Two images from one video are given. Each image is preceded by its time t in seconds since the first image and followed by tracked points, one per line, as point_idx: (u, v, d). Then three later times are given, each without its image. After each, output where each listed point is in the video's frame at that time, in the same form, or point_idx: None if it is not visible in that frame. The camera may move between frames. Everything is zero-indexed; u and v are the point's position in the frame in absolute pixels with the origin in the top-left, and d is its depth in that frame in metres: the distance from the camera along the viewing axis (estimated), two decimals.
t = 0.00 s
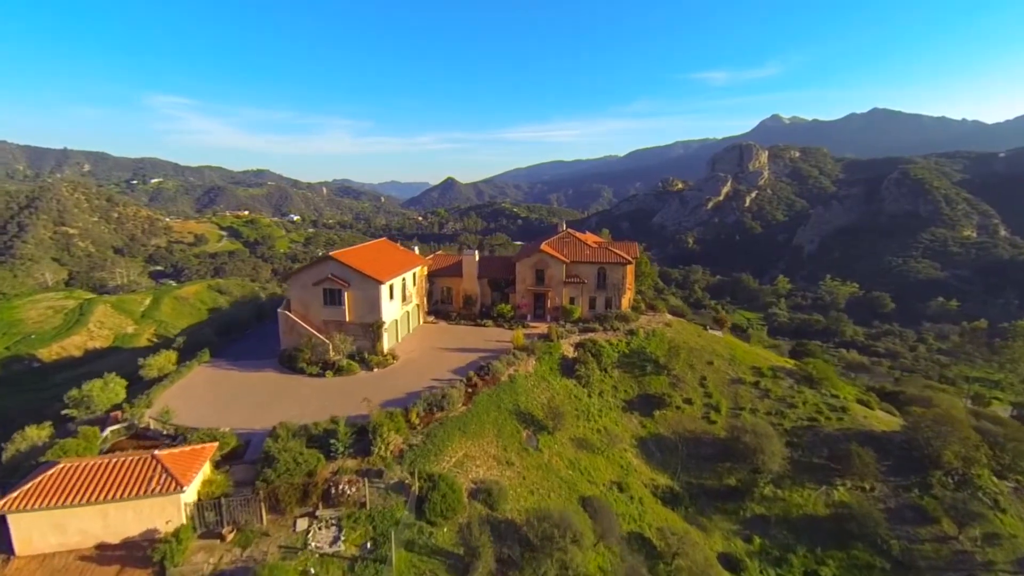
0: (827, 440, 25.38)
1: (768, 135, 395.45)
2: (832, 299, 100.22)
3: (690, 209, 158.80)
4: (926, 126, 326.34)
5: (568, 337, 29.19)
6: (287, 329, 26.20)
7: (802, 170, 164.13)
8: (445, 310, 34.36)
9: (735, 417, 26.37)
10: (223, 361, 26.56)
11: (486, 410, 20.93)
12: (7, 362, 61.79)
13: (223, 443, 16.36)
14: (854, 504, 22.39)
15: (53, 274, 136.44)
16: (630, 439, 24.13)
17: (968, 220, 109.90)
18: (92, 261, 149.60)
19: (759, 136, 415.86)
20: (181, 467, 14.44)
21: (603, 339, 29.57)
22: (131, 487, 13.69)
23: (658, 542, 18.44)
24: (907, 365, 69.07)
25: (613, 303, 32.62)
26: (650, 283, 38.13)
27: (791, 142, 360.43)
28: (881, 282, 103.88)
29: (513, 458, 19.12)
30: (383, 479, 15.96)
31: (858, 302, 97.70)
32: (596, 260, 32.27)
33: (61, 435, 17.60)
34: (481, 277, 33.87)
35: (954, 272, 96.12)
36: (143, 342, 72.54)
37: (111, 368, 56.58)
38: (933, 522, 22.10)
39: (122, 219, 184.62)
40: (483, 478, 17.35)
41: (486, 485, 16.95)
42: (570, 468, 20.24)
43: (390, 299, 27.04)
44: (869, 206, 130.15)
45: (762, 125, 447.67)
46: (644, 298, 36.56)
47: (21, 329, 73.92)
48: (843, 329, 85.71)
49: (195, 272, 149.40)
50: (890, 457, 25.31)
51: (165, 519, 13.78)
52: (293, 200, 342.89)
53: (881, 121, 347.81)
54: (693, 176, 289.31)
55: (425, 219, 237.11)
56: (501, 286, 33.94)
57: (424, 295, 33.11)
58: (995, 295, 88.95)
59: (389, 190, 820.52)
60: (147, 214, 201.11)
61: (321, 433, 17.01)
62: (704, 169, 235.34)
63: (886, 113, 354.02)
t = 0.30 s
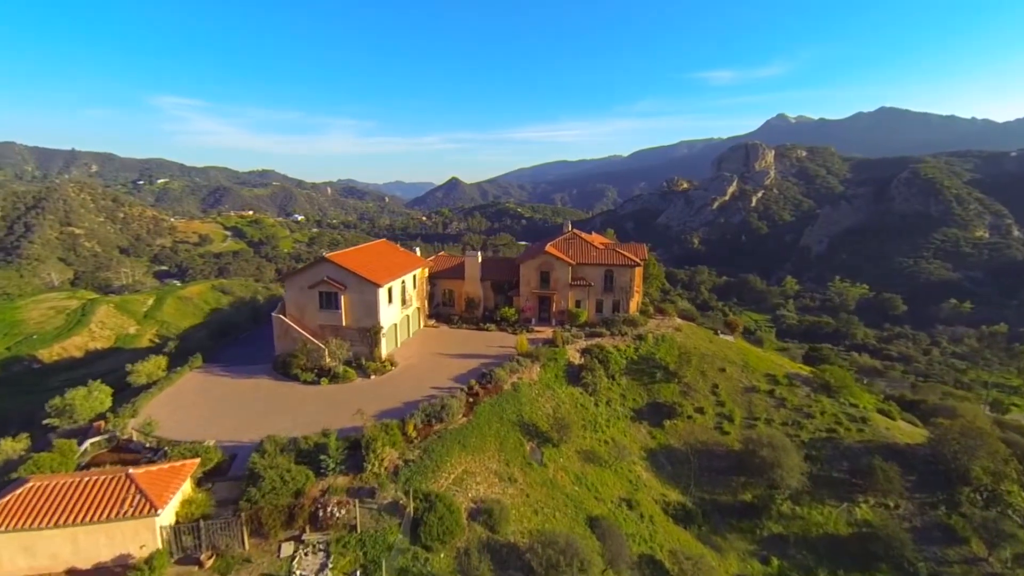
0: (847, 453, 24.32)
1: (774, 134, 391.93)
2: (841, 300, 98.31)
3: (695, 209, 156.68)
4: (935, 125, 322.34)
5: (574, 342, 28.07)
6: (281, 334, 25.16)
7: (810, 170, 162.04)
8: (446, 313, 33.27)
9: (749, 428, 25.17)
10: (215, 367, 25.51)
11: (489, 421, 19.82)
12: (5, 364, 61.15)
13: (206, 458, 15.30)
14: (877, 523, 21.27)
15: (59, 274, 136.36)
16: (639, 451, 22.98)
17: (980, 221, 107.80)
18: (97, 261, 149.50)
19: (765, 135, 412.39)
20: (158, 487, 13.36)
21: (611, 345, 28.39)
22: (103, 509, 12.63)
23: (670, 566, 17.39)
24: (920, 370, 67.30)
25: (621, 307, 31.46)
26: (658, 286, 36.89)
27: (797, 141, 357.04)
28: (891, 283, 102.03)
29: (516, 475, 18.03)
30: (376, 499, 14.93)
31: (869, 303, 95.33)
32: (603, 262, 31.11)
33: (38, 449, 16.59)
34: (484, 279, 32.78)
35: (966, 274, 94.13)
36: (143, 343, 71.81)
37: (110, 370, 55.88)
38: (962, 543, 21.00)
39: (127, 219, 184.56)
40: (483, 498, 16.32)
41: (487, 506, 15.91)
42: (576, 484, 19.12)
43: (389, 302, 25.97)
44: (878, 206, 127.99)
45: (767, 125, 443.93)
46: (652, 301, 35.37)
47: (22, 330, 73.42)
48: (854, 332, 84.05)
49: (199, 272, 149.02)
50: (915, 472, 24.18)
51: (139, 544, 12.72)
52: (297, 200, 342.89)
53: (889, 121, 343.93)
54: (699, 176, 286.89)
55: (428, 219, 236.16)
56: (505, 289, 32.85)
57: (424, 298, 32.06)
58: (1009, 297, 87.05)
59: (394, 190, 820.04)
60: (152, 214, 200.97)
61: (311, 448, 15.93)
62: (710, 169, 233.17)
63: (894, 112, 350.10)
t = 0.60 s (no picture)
0: (868, 467, 23.15)
1: (780, 134, 388.93)
2: (849, 302, 96.62)
3: (700, 210, 154.13)
4: (943, 125, 318.76)
5: (579, 348, 26.89)
6: (273, 340, 24.14)
7: (816, 170, 160.08)
8: (447, 317, 32.17)
9: (764, 440, 23.92)
10: (204, 374, 24.48)
11: (489, 434, 18.66)
12: (3, 365, 60.51)
13: (184, 478, 14.25)
14: (902, 542, 20.09)
15: (63, 273, 136.10)
16: (649, 465, 21.78)
17: (990, 222, 105.70)
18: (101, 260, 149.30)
19: (771, 135, 409.40)
20: (126, 512, 12.27)
21: (618, 351, 27.22)
22: (65, 537, 11.56)
23: None
24: (931, 374, 65.58)
25: (628, 311, 30.28)
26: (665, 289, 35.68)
27: (802, 140, 354.28)
28: (900, 285, 100.25)
29: (518, 493, 16.90)
30: (366, 524, 13.86)
31: (878, 304, 93.56)
32: (609, 264, 29.89)
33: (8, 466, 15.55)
34: (486, 282, 31.66)
35: (976, 275, 92.14)
36: (143, 344, 71.06)
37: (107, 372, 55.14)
38: (991, 564, 19.84)
39: (132, 218, 184.52)
40: (483, 521, 15.24)
41: (488, 531, 14.83)
42: (583, 503, 17.98)
43: (386, 306, 24.88)
44: (886, 206, 126.05)
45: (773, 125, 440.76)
46: (660, 305, 34.15)
47: (22, 330, 72.87)
48: (863, 334, 82.59)
49: (203, 272, 148.55)
50: (939, 487, 22.97)
51: None
52: (302, 200, 342.80)
53: (896, 120, 340.51)
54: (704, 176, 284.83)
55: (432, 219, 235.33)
56: (507, 292, 31.78)
57: (424, 301, 31.00)
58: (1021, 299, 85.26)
59: (399, 190, 821.48)
60: (157, 214, 200.73)
61: (298, 466, 14.84)
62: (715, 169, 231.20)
63: (901, 112, 346.65)
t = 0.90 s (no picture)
0: (885, 481, 22.24)
1: (782, 134, 386.93)
2: (853, 303, 95.57)
3: (701, 209, 152.96)
4: (946, 124, 316.34)
5: (582, 354, 25.88)
6: (263, 346, 23.18)
7: (819, 169, 158.74)
8: (445, 321, 31.11)
9: (775, 451, 22.90)
10: (190, 381, 23.48)
11: (488, 448, 17.62)
12: None
13: (157, 500, 13.31)
14: (922, 562, 19.05)
15: (62, 274, 135.28)
16: (655, 478, 20.74)
17: (995, 222, 104.05)
18: (100, 261, 148.57)
19: (772, 135, 407.51)
20: (92, 540, 11.28)
21: (622, 357, 26.18)
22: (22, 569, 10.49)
23: None
24: (939, 378, 64.75)
25: (632, 315, 29.28)
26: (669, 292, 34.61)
27: (804, 140, 352.45)
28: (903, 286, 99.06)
29: (518, 513, 15.89)
30: (354, 550, 12.85)
31: (882, 306, 92.53)
32: (612, 267, 28.86)
33: None
34: (485, 285, 30.63)
35: (982, 276, 90.63)
36: (139, 346, 70.27)
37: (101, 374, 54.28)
38: None
39: (131, 218, 183.65)
40: (480, 545, 14.24)
41: (484, 556, 13.85)
42: (586, 522, 16.94)
43: (381, 311, 23.85)
44: (889, 206, 124.62)
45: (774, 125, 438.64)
46: (665, 309, 33.07)
47: (17, 332, 72.05)
48: (869, 337, 81.59)
49: (202, 272, 147.65)
50: (959, 503, 21.99)
51: None
52: (303, 200, 342.04)
53: (899, 120, 338.26)
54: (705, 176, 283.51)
55: (433, 219, 234.48)
56: (507, 295, 30.78)
57: (421, 304, 30.03)
58: None
59: (400, 190, 819.80)
60: (157, 214, 199.81)
61: (280, 485, 13.83)
62: (717, 169, 229.71)
63: (904, 112, 344.50)
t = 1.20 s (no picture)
0: (902, 496, 21.14)
1: (782, 134, 385.87)
2: (855, 304, 94.46)
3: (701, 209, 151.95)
4: (947, 124, 315.06)
5: (583, 361, 24.79)
6: (249, 353, 22.10)
7: (819, 170, 157.70)
8: (440, 325, 30.07)
9: (786, 464, 21.79)
10: (172, 390, 22.38)
11: (483, 465, 16.50)
12: None
13: (122, 529, 12.33)
14: None
15: (58, 274, 134.07)
16: (661, 494, 19.62)
17: (997, 222, 102.74)
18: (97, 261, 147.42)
19: (772, 135, 406.35)
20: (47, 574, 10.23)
21: (625, 364, 25.08)
22: None
23: None
24: (944, 380, 64.04)
25: (635, 320, 28.21)
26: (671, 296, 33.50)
27: (804, 140, 351.41)
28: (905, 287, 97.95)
29: (516, 537, 14.84)
30: None
31: (884, 308, 91.53)
32: (615, 270, 27.78)
33: None
34: (482, 288, 29.53)
35: (984, 277, 89.39)
36: (132, 348, 69.10)
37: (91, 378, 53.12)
38: None
39: (129, 218, 182.35)
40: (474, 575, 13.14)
41: None
42: (588, 546, 15.84)
43: (373, 317, 22.76)
44: (890, 207, 123.47)
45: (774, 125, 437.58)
46: (668, 313, 31.99)
47: (8, 334, 70.88)
48: (872, 338, 80.65)
49: (199, 273, 146.38)
50: (980, 518, 20.95)
51: None
52: (302, 199, 340.84)
53: (899, 121, 337.10)
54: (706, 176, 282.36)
55: (432, 219, 233.35)
56: (505, 299, 29.68)
57: (416, 308, 28.95)
58: None
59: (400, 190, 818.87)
60: (154, 213, 198.54)
61: (257, 510, 12.71)
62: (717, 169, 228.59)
63: (904, 112, 343.33)
